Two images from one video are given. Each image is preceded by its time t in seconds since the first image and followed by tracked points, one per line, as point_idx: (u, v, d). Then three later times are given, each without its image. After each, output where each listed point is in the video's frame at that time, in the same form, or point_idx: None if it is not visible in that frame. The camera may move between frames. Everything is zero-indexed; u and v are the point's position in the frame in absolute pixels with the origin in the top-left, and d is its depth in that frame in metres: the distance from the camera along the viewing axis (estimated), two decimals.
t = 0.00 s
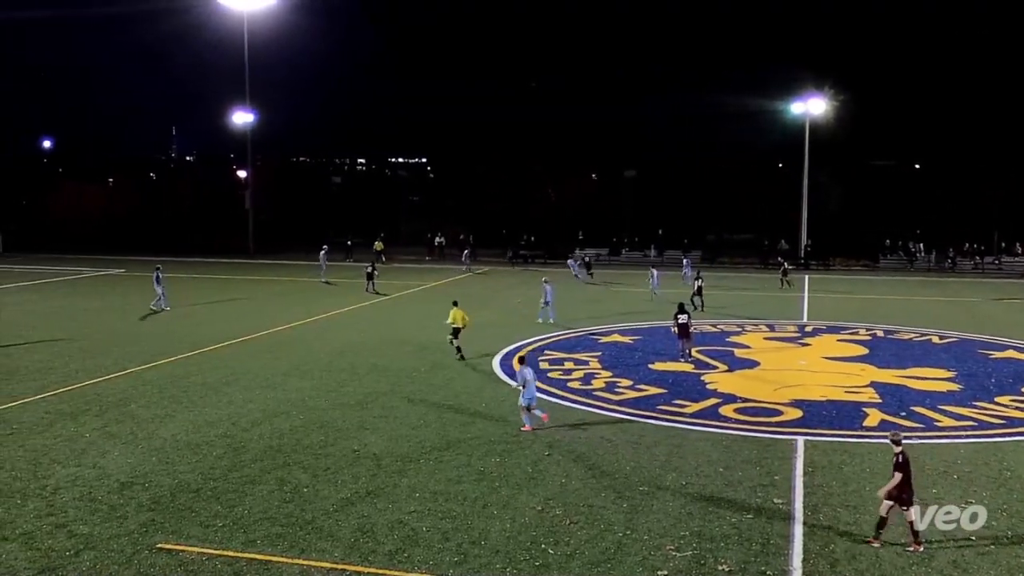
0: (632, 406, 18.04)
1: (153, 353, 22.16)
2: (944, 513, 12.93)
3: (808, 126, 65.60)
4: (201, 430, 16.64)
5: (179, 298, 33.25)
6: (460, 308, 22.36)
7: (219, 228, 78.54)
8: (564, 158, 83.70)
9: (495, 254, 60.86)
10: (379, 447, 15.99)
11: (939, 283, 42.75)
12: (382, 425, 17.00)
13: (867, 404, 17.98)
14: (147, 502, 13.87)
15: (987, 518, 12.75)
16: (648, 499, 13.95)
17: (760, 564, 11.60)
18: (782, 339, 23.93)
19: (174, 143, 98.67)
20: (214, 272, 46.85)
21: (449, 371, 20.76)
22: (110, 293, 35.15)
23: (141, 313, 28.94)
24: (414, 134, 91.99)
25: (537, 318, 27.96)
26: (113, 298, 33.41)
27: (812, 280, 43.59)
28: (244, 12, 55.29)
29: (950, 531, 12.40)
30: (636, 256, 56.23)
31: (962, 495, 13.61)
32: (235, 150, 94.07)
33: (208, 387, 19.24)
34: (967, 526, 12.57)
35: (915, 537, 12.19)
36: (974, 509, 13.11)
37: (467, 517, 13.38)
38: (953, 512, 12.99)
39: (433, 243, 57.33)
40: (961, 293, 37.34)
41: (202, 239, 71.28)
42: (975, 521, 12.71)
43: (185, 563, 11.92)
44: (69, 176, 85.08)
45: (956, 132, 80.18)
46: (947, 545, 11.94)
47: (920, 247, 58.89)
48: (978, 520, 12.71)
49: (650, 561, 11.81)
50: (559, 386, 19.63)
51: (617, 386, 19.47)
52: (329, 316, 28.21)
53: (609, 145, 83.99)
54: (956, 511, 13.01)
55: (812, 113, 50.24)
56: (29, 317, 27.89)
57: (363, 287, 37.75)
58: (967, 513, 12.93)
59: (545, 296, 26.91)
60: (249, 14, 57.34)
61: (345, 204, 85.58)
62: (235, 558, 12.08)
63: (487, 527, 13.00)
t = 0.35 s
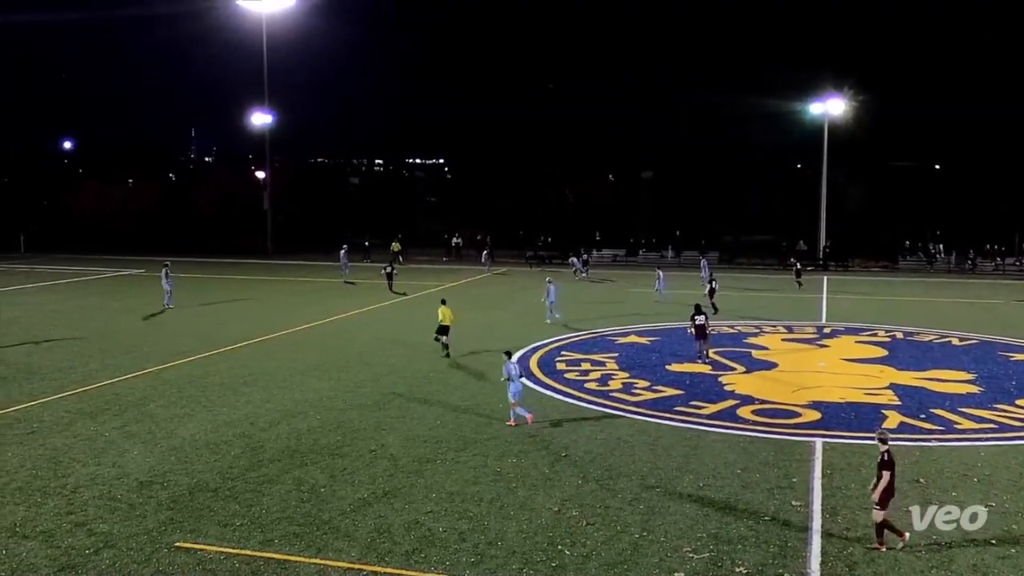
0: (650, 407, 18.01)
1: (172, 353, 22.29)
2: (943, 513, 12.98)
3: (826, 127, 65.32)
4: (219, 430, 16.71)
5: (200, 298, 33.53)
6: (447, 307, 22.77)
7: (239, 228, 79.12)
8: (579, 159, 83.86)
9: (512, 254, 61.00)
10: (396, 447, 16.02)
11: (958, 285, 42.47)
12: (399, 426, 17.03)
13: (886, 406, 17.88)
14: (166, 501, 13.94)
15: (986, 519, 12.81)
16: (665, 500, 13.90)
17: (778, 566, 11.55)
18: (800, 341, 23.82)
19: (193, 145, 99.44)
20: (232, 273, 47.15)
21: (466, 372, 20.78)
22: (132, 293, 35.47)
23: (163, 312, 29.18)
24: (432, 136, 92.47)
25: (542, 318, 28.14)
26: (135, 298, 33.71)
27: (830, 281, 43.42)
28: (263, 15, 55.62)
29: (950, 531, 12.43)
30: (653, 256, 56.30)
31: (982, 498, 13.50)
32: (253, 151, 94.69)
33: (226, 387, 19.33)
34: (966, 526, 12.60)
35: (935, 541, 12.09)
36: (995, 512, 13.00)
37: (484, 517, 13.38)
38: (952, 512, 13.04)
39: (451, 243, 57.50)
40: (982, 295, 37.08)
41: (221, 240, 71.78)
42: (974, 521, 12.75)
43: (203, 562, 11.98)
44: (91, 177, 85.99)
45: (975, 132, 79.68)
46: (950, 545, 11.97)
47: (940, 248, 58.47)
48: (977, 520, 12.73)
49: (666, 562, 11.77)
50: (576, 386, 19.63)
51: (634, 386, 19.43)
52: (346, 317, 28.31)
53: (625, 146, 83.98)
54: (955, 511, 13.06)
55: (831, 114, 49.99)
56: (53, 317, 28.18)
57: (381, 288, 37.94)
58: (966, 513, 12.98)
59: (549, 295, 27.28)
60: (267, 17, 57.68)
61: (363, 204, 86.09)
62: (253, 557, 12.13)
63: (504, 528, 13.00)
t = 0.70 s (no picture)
0: (671, 407, 17.95)
1: (195, 352, 22.44)
2: (943, 513, 12.98)
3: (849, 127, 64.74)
4: (241, 428, 16.79)
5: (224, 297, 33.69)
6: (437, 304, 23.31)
7: (262, 228, 79.35)
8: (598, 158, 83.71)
9: (533, 254, 60.92)
10: (417, 446, 16.05)
11: (982, 285, 42.04)
12: (419, 425, 17.06)
13: (909, 406, 17.74)
14: (189, 498, 14.04)
15: (986, 519, 12.80)
16: (686, 501, 13.87)
17: (800, 568, 11.48)
18: (822, 341, 23.69)
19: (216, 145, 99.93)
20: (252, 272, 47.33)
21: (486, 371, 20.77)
22: (155, 293, 35.65)
23: (187, 311, 29.32)
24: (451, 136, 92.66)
25: (550, 317, 28.27)
26: (159, 297, 33.89)
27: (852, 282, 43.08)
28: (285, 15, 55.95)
29: (951, 531, 12.44)
30: (674, 256, 56.11)
31: (1007, 502, 13.35)
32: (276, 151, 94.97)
33: (248, 385, 19.41)
34: (968, 526, 12.59)
35: (960, 544, 11.97)
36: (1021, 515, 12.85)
37: (505, 517, 13.38)
38: (952, 512, 13.04)
39: (471, 243, 57.50)
40: (1007, 296, 36.68)
41: (243, 240, 72.13)
42: (975, 521, 12.74)
43: (226, 559, 12.05)
44: (114, 176, 86.49)
45: (997, 130, 78.90)
46: (952, 546, 11.97)
47: (963, 248, 57.82)
48: (977, 521, 12.73)
49: (687, 563, 11.73)
50: (596, 385, 19.59)
51: (656, 387, 19.37)
52: (367, 316, 28.37)
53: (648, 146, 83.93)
54: (956, 511, 13.06)
55: (855, 112, 49.64)
56: (79, 316, 28.36)
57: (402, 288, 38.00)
58: (967, 512, 12.98)
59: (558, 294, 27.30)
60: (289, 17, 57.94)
61: (384, 204, 86.22)
62: (275, 554, 12.19)
63: (524, 528, 12.99)
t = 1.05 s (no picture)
0: (691, 407, 17.88)
1: (218, 350, 22.58)
2: (943, 513, 12.99)
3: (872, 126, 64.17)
4: (263, 427, 16.88)
5: (248, 296, 33.84)
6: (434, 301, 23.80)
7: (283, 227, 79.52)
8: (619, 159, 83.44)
9: (554, 254, 60.87)
10: (436, 446, 16.06)
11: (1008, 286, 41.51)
12: (439, 424, 17.06)
13: (933, 408, 17.59)
14: (211, 495, 14.12)
15: (986, 519, 12.82)
16: (707, 501, 13.81)
17: (822, 570, 11.39)
18: (845, 342, 23.52)
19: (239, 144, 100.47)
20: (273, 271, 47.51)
21: (507, 371, 20.76)
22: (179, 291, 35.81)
23: (209, 310, 29.43)
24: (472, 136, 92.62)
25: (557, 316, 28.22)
26: (183, 295, 34.07)
27: (876, 282, 42.70)
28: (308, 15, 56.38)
29: (948, 531, 12.45)
30: (696, 256, 55.84)
31: None
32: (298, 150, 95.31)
33: (270, 384, 19.50)
34: (967, 527, 12.61)
35: (984, 547, 11.84)
36: None
37: (525, 517, 13.37)
38: (952, 512, 13.05)
39: (492, 242, 57.51)
40: None
41: (264, 240, 72.36)
42: (974, 521, 12.76)
43: (247, 556, 12.10)
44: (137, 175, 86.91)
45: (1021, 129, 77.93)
46: (958, 545, 11.97)
47: (988, 248, 57.12)
48: (976, 520, 12.75)
49: (708, 564, 11.69)
50: (616, 385, 19.56)
51: (676, 387, 19.30)
52: (387, 315, 28.41)
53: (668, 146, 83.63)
54: (956, 511, 13.07)
55: (878, 111, 49.34)
56: (103, 315, 28.53)
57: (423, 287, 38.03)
58: (967, 513, 12.99)
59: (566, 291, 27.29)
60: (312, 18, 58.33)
61: (407, 203, 85.92)
62: (296, 552, 12.24)
63: (544, 527, 12.98)
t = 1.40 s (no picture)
0: (714, 408, 17.81)
1: (242, 349, 22.73)
2: (943, 513, 13.04)
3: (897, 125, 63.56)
4: (287, 425, 16.97)
5: (274, 296, 34.03)
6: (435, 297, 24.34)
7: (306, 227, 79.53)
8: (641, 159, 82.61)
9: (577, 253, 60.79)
10: (459, 446, 16.09)
11: None
12: (462, 424, 17.09)
13: (959, 411, 17.42)
14: (235, 494, 14.19)
15: (986, 518, 12.87)
16: (730, 503, 13.76)
17: (846, 573, 11.31)
18: (870, 343, 23.36)
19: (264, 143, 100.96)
20: (295, 271, 47.68)
21: (530, 371, 20.78)
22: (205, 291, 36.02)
23: (234, 310, 29.59)
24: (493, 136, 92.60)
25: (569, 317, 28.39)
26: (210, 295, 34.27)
27: (902, 283, 42.25)
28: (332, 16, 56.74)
29: (948, 531, 12.50)
30: (720, 256, 55.59)
31: None
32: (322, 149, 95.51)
33: (294, 383, 19.60)
34: (968, 527, 12.65)
35: (1010, 552, 11.73)
36: None
37: (547, 517, 13.37)
38: (952, 512, 13.10)
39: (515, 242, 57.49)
40: None
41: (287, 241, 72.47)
42: (975, 521, 12.81)
43: (271, 555, 12.16)
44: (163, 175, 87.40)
45: None
46: (980, 548, 11.90)
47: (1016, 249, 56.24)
48: (977, 520, 12.79)
49: (731, 566, 11.64)
50: (639, 386, 19.51)
51: (699, 388, 19.24)
52: (410, 315, 28.47)
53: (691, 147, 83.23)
54: (956, 511, 13.12)
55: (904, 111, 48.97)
56: (132, 314, 28.76)
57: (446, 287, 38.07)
58: (967, 512, 13.05)
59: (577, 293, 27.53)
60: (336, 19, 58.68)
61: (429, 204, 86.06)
62: (320, 551, 12.29)
63: (566, 528, 12.97)
